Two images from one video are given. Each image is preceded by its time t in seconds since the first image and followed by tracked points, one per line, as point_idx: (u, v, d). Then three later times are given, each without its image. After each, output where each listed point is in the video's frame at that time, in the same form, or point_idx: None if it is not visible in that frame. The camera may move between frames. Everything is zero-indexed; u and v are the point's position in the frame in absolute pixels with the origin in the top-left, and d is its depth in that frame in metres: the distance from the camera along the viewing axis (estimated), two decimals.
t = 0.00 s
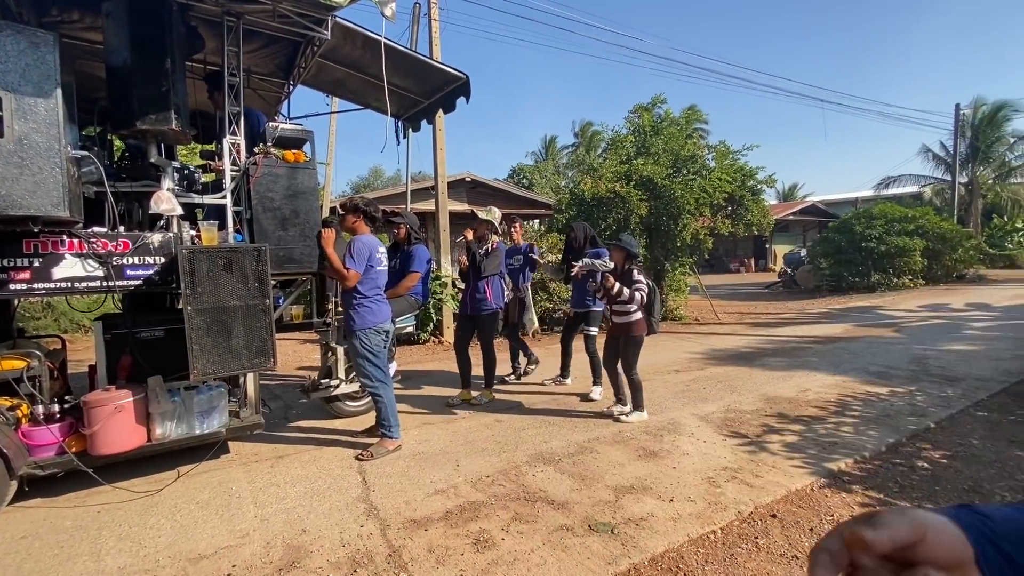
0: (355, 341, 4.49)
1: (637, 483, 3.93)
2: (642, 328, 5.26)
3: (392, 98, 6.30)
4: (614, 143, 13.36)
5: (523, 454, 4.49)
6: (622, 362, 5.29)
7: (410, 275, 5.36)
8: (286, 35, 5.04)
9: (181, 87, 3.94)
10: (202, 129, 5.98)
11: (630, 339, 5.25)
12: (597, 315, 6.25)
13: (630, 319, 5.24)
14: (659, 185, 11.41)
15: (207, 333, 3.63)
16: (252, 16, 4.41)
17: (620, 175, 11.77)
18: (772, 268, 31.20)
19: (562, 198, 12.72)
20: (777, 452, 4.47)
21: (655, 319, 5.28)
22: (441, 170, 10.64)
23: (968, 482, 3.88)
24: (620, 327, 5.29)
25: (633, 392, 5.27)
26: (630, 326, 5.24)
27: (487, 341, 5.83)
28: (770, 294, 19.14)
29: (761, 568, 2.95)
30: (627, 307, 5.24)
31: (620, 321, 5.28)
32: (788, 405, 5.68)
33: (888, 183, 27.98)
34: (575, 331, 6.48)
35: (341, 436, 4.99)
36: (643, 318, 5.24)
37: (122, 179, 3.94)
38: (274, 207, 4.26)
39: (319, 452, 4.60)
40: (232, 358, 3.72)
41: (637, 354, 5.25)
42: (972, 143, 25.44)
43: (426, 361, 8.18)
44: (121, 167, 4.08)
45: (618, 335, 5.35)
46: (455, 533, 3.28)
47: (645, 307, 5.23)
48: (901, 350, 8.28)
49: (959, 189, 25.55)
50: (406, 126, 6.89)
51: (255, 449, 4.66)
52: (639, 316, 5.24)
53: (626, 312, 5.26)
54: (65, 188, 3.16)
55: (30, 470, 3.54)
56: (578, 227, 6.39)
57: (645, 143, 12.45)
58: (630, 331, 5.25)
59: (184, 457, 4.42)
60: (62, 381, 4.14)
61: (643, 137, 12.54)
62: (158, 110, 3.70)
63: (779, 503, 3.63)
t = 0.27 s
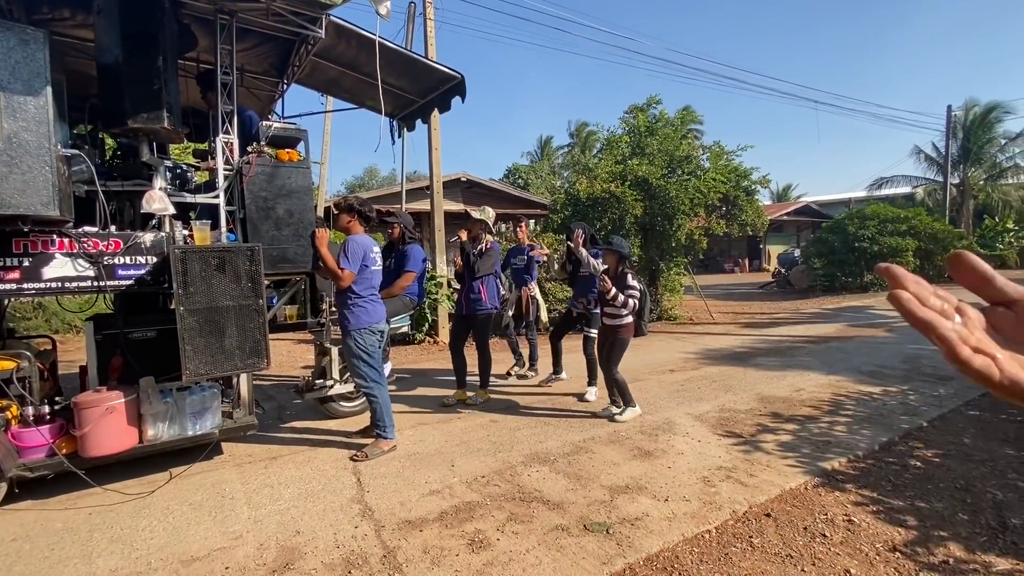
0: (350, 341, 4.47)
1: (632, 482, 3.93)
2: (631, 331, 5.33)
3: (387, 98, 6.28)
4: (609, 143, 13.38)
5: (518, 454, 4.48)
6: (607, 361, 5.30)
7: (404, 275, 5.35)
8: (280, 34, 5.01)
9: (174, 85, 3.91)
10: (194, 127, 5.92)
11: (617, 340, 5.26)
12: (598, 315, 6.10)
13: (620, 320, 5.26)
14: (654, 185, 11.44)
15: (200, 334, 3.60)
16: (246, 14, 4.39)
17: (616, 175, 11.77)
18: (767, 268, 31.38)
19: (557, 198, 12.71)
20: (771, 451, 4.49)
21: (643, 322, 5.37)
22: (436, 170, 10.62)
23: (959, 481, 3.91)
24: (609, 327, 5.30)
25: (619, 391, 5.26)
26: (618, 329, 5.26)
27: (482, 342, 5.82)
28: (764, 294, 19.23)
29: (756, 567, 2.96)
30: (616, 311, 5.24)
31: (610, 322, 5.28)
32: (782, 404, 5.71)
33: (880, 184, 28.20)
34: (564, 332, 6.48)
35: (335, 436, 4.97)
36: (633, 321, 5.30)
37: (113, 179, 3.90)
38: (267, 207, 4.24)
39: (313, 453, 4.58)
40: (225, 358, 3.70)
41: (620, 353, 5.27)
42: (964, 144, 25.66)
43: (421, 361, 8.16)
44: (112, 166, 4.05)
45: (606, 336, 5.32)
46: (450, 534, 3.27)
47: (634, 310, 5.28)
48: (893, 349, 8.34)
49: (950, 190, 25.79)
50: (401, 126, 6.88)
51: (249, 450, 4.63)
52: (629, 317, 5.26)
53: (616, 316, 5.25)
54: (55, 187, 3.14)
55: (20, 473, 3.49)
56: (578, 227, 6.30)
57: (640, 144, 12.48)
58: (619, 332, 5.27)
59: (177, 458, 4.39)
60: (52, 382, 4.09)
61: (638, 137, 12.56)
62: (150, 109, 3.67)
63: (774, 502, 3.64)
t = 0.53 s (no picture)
0: (346, 340, 4.45)
1: (628, 482, 3.93)
2: (628, 329, 5.33)
3: (383, 97, 6.26)
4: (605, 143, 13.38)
5: (514, 453, 4.47)
6: (606, 361, 5.32)
7: (400, 274, 5.33)
8: (275, 31, 4.98)
9: (168, 82, 3.86)
10: (188, 125, 5.88)
11: (617, 339, 5.28)
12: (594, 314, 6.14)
13: (620, 319, 5.27)
14: (651, 184, 11.44)
15: (193, 333, 3.58)
16: (240, 11, 4.35)
17: (613, 174, 11.76)
18: (763, 268, 31.48)
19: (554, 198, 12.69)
20: (767, 450, 4.50)
21: (642, 319, 5.37)
22: (432, 169, 10.59)
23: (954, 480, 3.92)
24: (609, 327, 5.31)
25: (617, 390, 5.29)
26: (617, 326, 5.30)
27: (479, 341, 5.80)
28: (761, 294, 19.27)
29: (751, 566, 2.96)
30: (615, 309, 5.29)
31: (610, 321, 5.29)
32: (778, 404, 5.72)
33: (875, 184, 28.33)
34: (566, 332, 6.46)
35: (331, 436, 4.94)
36: (631, 319, 5.31)
37: (106, 177, 3.87)
38: (262, 205, 4.21)
39: (309, 453, 4.55)
40: (219, 358, 3.67)
41: (621, 353, 5.29)
42: (958, 144, 25.78)
43: (417, 361, 8.13)
44: (105, 165, 4.01)
45: (608, 335, 5.35)
46: (446, 534, 3.26)
47: (634, 309, 5.32)
48: (888, 349, 8.38)
49: (944, 190, 25.93)
50: (397, 125, 6.85)
51: (244, 450, 4.61)
52: (628, 316, 5.27)
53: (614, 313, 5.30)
54: (46, 185, 3.11)
55: (11, 473, 3.47)
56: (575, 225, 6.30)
57: (637, 143, 12.48)
58: (618, 331, 5.30)
59: (171, 459, 4.36)
60: (45, 381, 4.07)
61: (634, 137, 12.56)
62: (143, 106, 3.63)
63: (769, 501, 3.65)
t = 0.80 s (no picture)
0: (342, 339, 4.42)
1: (625, 481, 3.92)
2: (630, 327, 5.30)
3: (379, 94, 6.22)
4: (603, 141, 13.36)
5: (511, 452, 4.46)
6: (608, 359, 5.33)
7: (396, 273, 5.30)
8: (270, 27, 4.94)
9: (160, 78, 3.83)
10: (182, 121, 5.83)
11: (619, 337, 5.27)
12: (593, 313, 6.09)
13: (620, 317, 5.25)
14: (648, 183, 11.43)
15: (187, 332, 3.55)
16: (235, 6, 4.31)
17: (610, 173, 11.74)
18: (759, 267, 31.55)
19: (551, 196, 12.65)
20: (764, 449, 4.49)
21: (643, 317, 5.33)
22: (429, 167, 10.56)
23: (949, 478, 3.93)
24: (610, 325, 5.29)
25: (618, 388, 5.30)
26: (618, 325, 5.27)
27: (476, 340, 5.78)
28: (757, 292, 19.29)
29: (747, 565, 2.95)
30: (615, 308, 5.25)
31: (610, 319, 5.27)
32: (775, 402, 5.72)
33: (872, 183, 28.40)
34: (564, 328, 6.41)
35: (327, 435, 4.92)
36: (632, 318, 5.27)
37: (98, 173, 3.83)
38: (257, 203, 4.17)
39: (304, 452, 4.53)
40: (213, 357, 3.64)
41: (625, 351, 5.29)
42: (954, 144, 25.86)
43: (414, 359, 8.11)
44: (98, 161, 3.98)
45: (608, 333, 5.33)
46: (442, 533, 3.24)
47: (634, 307, 5.26)
48: (884, 348, 8.40)
49: (940, 189, 26.03)
50: (393, 123, 6.81)
51: (239, 449, 4.57)
52: (628, 314, 5.25)
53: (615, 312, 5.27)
54: (37, 181, 3.08)
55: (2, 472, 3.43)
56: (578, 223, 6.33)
57: (634, 142, 12.46)
58: (619, 329, 5.28)
59: (165, 458, 4.32)
60: (38, 379, 4.02)
61: (632, 136, 12.55)
62: (135, 101, 3.59)
63: (766, 500, 3.65)
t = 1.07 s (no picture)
0: (338, 337, 4.39)
1: (621, 479, 3.91)
2: (624, 323, 5.31)
3: (376, 90, 6.18)
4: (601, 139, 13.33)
5: (507, 450, 4.44)
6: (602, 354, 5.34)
7: (392, 270, 5.27)
8: (265, 22, 4.90)
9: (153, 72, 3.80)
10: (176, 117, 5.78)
11: (613, 333, 5.29)
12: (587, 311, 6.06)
13: (614, 313, 5.27)
14: (645, 181, 11.41)
15: (180, 329, 3.51)
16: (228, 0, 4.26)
17: (608, 170, 11.71)
18: (756, 265, 31.61)
19: (548, 194, 12.61)
20: (760, 448, 4.49)
21: (638, 313, 5.35)
22: (426, 164, 10.51)
23: (945, 477, 3.94)
24: (604, 321, 5.31)
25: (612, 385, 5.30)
26: (613, 320, 5.28)
27: (473, 338, 5.76)
28: (754, 291, 19.32)
29: (743, 563, 2.95)
30: (610, 302, 5.26)
31: (604, 315, 5.30)
32: (771, 401, 5.72)
33: (868, 182, 28.46)
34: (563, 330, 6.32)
35: (323, 433, 4.89)
36: (626, 312, 5.29)
37: (90, 169, 3.79)
38: (251, 199, 4.13)
39: (299, 450, 4.50)
40: (206, 355, 3.61)
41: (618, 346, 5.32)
42: (951, 143, 25.93)
43: (410, 357, 8.08)
44: (90, 157, 3.93)
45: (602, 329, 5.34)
46: (437, 532, 3.23)
47: (629, 301, 5.29)
48: (880, 346, 8.42)
49: (936, 188, 26.10)
50: (390, 119, 6.76)
51: (233, 447, 4.54)
52: (623, 310, 5.27)
53: (610, 308, 5.29)
54: (27, 176, 3.04)
55: None
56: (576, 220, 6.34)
57: (632, 140, 12.45)
58: (613, 325, 5.28)
59: (158, 456, 4.29)
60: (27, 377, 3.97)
61: (630, 133, 12.53)
62: (127, 96, 3.55)
63: (762, 499, 3.64)
